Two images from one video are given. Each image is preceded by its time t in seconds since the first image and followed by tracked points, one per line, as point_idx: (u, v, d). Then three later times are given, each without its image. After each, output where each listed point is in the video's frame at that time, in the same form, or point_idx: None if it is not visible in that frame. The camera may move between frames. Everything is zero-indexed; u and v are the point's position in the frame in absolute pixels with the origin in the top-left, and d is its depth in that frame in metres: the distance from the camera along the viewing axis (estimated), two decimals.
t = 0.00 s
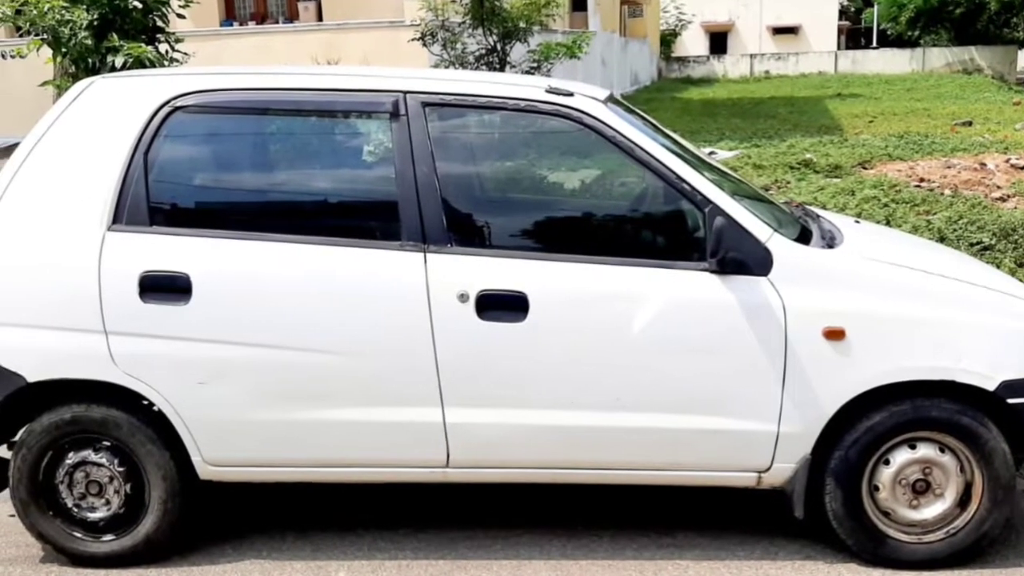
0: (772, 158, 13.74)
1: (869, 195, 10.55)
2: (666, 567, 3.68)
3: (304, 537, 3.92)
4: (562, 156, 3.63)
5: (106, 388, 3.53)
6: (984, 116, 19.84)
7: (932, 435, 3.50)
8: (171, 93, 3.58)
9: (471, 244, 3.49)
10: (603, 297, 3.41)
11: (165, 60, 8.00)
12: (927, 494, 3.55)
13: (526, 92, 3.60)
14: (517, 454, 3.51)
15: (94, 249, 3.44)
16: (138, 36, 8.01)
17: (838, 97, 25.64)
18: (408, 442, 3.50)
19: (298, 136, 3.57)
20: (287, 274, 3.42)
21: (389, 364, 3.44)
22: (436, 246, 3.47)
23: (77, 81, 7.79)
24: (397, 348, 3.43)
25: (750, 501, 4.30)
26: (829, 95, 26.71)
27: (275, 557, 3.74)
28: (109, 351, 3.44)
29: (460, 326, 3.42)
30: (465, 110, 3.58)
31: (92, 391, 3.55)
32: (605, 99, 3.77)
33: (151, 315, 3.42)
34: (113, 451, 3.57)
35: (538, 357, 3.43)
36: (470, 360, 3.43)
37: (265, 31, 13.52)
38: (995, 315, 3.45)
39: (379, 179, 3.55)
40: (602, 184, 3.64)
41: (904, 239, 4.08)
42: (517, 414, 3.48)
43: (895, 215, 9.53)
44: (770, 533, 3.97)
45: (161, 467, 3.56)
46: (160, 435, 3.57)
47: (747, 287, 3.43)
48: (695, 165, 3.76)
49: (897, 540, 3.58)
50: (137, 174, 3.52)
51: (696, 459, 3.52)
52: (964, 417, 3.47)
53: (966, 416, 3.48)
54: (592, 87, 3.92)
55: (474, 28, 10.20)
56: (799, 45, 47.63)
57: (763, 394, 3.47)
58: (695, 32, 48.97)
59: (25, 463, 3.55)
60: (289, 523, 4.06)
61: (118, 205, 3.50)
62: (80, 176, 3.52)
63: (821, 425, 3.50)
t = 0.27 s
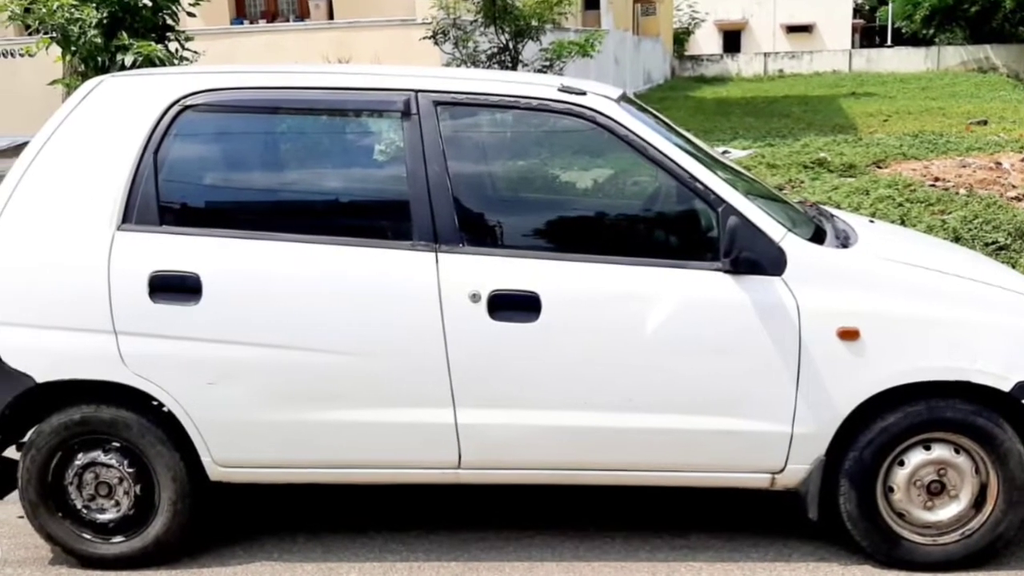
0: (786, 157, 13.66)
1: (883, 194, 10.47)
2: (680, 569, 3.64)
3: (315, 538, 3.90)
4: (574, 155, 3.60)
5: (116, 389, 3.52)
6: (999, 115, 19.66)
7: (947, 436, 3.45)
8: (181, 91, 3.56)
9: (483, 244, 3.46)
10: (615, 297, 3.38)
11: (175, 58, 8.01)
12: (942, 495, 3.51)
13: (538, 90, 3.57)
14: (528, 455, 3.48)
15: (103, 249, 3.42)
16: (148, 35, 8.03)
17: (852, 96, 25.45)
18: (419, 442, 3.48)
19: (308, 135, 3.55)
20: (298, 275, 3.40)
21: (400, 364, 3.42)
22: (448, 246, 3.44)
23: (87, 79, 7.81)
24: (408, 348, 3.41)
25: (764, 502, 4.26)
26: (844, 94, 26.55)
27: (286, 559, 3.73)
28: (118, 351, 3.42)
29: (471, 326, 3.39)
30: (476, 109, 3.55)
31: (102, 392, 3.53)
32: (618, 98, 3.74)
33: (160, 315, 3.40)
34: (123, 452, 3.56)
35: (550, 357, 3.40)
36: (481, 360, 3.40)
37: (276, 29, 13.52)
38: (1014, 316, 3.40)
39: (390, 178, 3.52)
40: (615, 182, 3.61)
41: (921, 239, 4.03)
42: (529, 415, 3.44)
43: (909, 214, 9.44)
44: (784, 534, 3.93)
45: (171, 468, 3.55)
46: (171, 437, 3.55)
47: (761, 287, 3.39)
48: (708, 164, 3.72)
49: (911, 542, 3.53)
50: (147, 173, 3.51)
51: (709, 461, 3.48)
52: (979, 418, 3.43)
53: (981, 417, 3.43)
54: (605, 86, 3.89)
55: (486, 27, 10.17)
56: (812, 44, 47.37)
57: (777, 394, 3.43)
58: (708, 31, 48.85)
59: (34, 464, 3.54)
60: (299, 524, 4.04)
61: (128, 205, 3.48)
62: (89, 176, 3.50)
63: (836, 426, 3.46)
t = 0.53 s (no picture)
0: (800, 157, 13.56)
1: (898, 194, 10.40)
2: (693, 571, 3.60)
3: (325, 540, 3.88)
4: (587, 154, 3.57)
5: (126, 390, 3.50)
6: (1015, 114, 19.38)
7: (962, 437, 3.41)
8: (191, 90, 3.54)
9: (494, 243, 3.43)
10: (627, 297, 3.35)
11: (184, 56, 8.02)
12: (957, 497, 3.46)
13: (550, 89, 3.53)
14: (539, 457, 3.45)
15: (113, 249, 3.41)
16: (158, 33, 8.05)
17: (866, 95, 25.29)
18: (429, 443, 3.45)
19: (319, 134, 3.52)
20: (308, 275, 3.38)
21: (410, 364, 3.39)
22: (459, 246, 3.41)
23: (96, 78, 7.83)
24: (419, 348, 3.38)
25: (777, 503, 4.21)
26: (858, 93, 26.39)
27: (296, 561, 3.71)
28: (128, 351, 3.41)
29: (482, 326, 3.36)
30: (488, 108, 3.51)
31: (112, 393, 3.52)
32: (631, 97, 3.70)
33: (170, 315, 3.38)
34: (133, 453, 3.54)
35: (562, 357, 3.36)
36: (491, 360, 3.37)
37: (286, 28, 13.51)
38: None
39: (401, 178, 3.50)
40: (627, 181, 3.59)
41: (936, 239, 3.98)
42: (540, 415, 3.41)
43: (923, 214, 9.36)
44: (798, 536, 3.88)
45: (181, 470, 3.53)
46: (180, 438, 3.53)
47: (774, 287, 3.36)
48: (722, 163, 3.70)
49: (926, 543, 3.48)
50: (157, 172, 3.49)
51: (722, 462, 3.45)
52: (994, 419, 3.39)
53: (996, 418, 3.39)
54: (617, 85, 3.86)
55: (498, 25, 10.14)
56: (825, 43, 47.15)
57: (791, 395, 3.39)
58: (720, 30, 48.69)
59: (43, 465, 3.52)
60: (309, 525, 4.02)
61: (138, 204, 3.46)
62: (98, 175, 3.48)
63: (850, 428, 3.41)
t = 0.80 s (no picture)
0: (814, 156, 13.48)
1: (913, 193, 10.31)
2: (706, 573, 3.56)
3: (335, 541, 3.86)
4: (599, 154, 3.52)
5: (136, 391, 3.49)
6: None
7: (977, 438, 3.37)
8: (202, 89, 3.53)
9: (506, 243, 3.40)
10: (640, 297, 3.32)
11: (195, 54, 8.05)
12: (972, 498, 3.41)
13: (563, 87, 3.50)
14: (550, 458, 3.41)
15: (123, 248, 3.39)
16: (168, 31, 8.09)
17: (881, 94, 25.13)
18: (439, 444, 3.42)
19: (330, 133, 3.50)
20: (318, 275, 3.35)
21: (421, 364, 3.36)
22: (471, 246, 3.38)
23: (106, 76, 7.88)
24: (429, 348, 3.36)
25: (790, 504, 4.17)
26: (872, 91, 26.25)
27: (305, 562, 3.69)
28: (137, 351, 3.39)
29: (493, 326, 3.33)
30: (501, 107, 3.49)
31: (121, 393, 3.50)
32: (644, 95, 3.67)
33: (180, 316, 3.37)
34: (142, 455, 3.53)
35: (573, 358, 3.33)
36: (502, 361, 3.34)
37: (297, 27, 13.52)
38: None
39: (412, 177, 3.47)
40: (640, 181, 3.53)
41: (952, 239, 3.93)
42: (551, 416, 3.38)
43: (938, 213, 9.28)
44: (812, 538, 3.84)
45: (191, 471, 3.51)
46: (190, 439, 3.51)
47: (787, 286, 3.32)
48: (736, 162, 3.66)
49: (940, 545, 3.44)
50: (166, 171, 3.47)
51: (736, 464, 3.41)
52: (1010, 420, 3.34)
53: (1012, 419, 3.34)
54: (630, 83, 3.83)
55: (510, 23, 10.11)
56: (839, 41, 46.93)
57: (805, 396, 3.35)
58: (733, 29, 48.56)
59: (52, 466, 3.51)
60: (319, 526, 4.01)
61: (148, 203, 3.45)
62: (108, 174, 3.47)
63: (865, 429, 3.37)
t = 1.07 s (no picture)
0: (828, 155, 13.39)
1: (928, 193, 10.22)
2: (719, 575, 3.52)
3: (346, 543, 3.84)
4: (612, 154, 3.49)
5: (145, 391, 3.48)
6: None
7: (992, 439, 3.32)
8: (211, 88, 3.51)
9: (518, 243, 3.37)
10: (652, 297, 3.28)
11: (204, 53, 8.06)
12: (987, 499, 3.36)
13: (575, 86, 3.47)
14: (561, 459, 3.38)
15: (132, 248, 3.38)
16: (177, 29, 8.13)
17: (895, 93, 24.99)
18: (449, 445, 3.39)
19: (340, 132, 3.48)
20: (328, 275, 3.33)
21: (431, 364, 3.34)
22: (482, 245, 3.36)
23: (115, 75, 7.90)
24: (439, 348, 3.33)
25: (803, 506, 4.13)
26: (887, 90, 26.13)
27: (315, 564, 3.66)
28: (146, 352, 3.37)
29: (504, 326, 3.30)
30: (513, 106, 3.46)
31: (131, 393, 3.49)
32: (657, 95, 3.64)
33: (189, 316, 3.35)
34: (152, 456, 3.51)
35: (584, 358, 3.30)
36: (513, 360, 3.31)
37: (308, 26, 13.55)
38: None
39: (423, 176, 3.44)
40: (652, 180, 3.48)
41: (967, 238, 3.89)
42: (562, 417, 3.35)
43: (952, 212, 9.20)
44: (826, 539, 3.79)
45: (201, 472, 3.50)
46: (199, 440, 3.50)
47: (801, 286, 3.28)
48: (749, 161, 3.63)
49: (954, 547, 3.39)
50: (176, 171, 3.46)
51: (750, 465, 3.37)
52: None
53: None
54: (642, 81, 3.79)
55: (522, 22, 10.08)
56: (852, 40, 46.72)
57: (819, 396, 3.31)
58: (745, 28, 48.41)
59: (61, 468, 3.50)
60: (330, 527, 3.99)
61: (157, 203, 3.43)
62: (117, 174, 3.45)
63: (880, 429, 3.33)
